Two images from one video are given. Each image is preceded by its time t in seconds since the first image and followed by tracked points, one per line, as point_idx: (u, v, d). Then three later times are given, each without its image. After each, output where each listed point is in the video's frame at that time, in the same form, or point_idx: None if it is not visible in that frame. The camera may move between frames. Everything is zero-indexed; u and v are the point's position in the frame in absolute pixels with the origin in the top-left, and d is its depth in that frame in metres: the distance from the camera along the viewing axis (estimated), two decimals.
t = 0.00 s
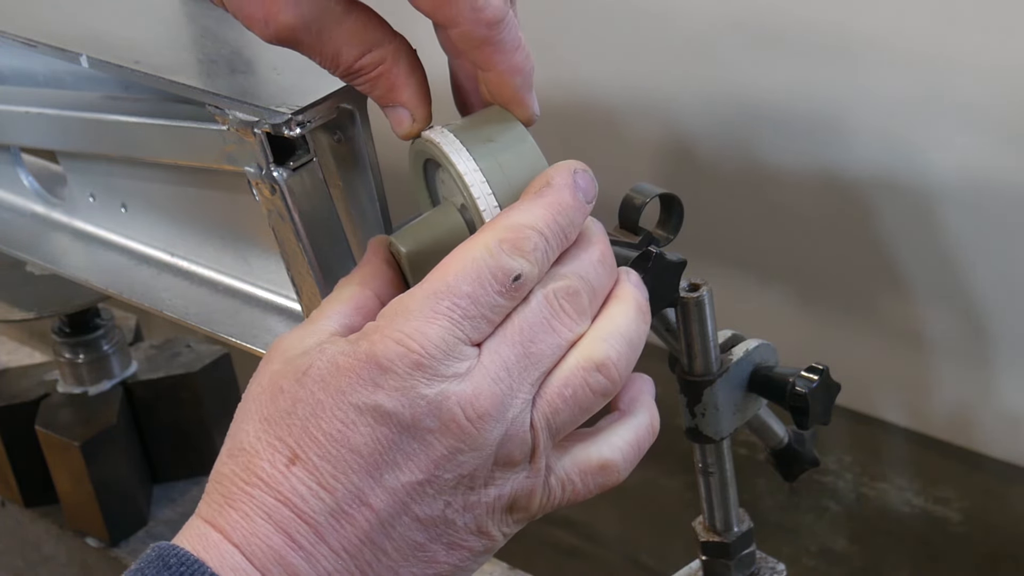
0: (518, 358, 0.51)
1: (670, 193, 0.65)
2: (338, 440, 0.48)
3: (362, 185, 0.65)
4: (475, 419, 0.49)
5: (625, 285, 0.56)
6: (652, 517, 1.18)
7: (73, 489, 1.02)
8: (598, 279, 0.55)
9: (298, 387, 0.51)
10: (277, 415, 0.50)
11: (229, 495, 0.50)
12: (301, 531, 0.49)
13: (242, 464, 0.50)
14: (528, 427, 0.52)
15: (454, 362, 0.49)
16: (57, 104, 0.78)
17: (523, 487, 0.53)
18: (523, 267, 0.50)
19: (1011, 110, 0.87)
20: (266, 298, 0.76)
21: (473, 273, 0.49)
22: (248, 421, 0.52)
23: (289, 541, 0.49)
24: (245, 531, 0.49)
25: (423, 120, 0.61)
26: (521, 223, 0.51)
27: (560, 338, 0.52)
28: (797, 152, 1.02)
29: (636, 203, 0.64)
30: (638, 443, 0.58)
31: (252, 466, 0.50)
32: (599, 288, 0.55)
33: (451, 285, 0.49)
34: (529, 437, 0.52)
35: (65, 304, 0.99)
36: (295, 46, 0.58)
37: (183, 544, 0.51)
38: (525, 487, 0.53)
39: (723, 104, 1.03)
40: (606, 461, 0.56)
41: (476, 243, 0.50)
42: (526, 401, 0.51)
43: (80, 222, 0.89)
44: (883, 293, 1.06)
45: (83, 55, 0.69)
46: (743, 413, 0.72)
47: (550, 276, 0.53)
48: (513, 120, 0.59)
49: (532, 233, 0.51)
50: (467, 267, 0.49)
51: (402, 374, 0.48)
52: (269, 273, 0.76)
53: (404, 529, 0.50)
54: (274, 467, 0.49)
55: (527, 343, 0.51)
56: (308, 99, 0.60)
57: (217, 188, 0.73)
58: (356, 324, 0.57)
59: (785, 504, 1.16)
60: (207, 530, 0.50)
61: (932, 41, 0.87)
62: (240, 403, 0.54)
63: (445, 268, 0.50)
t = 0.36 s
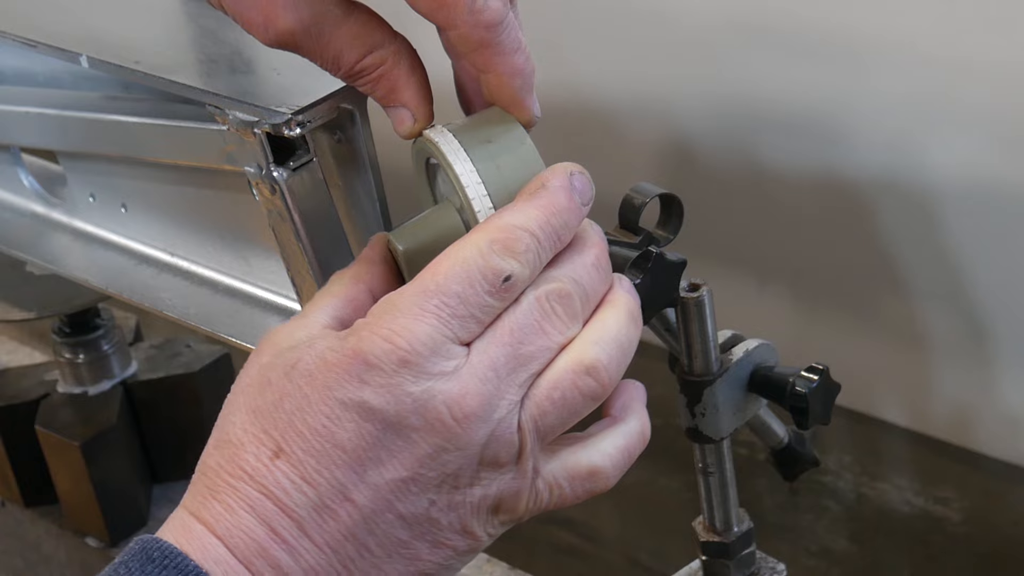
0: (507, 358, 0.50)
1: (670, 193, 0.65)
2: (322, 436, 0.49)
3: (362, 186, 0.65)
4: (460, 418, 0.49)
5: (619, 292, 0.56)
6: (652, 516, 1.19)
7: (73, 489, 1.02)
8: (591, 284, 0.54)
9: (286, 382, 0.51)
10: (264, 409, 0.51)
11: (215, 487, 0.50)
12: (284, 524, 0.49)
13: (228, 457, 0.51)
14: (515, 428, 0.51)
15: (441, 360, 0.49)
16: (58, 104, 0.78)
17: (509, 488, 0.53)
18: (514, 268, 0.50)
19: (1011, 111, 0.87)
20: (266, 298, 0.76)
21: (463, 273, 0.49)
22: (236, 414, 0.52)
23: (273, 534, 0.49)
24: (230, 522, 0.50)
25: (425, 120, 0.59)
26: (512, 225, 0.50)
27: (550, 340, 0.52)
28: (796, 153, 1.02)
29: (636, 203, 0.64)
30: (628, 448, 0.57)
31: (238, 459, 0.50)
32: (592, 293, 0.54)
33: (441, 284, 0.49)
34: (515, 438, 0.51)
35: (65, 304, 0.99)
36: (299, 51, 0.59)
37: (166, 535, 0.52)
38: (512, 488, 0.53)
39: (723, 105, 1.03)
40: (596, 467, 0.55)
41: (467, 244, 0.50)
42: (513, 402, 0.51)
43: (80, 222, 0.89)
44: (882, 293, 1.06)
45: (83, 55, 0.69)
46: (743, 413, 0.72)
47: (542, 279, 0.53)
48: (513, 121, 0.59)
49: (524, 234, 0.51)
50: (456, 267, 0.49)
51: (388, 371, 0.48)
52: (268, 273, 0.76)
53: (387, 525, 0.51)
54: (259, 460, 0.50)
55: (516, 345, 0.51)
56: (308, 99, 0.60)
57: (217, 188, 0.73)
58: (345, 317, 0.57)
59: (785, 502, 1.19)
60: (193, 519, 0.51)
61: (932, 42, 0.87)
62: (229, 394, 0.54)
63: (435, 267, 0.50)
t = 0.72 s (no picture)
0: (519, 348, 0.50)
1: (670, 193, 0.65)
2: (336, 427, 0.47)
3: (362, 185, 0.65)
4: (476, 407, 0.48)
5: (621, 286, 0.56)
6: (652, 516, 1.19)
7: (73, 488, 1.02)
8: (597, 276, 0.54)
9: (295, 374, 0.49)
10: (274, 403, 0.49)
11: (224, 482, 0.49)
12: (299, 519, 0.48)
13: (237, 451, 0.49)
14: (528, 418, 0.51)
15: (455, 348, 0.48)
16: (58, 104, 0.78)
17: (521, 478, 0.52)
18: (521, 259, 0.50)
19: (1012, 111, 0.87)
20: (266, 298, 0.76)
21: (473, 263, 0.49)
22: (243, 408, 0.51)
23: (287, 529, 0.48)
24: (242, 518, 0.48)
25: (424, 122, 0.60)
26: (517, 218, 0.50)
27: (559, 331, 0.52)
28: (796, 153, 1.02)
29: (636, 203, 0.64)
30: (637, 442, 0.57)
31: (249, 453, 0.49)
32: (597, 285, 0.54)
33: (451, 274, 0.49)
34: (529, 427, 0.50)
35: (65, 304, 0.99)
36: (298, 51, 0.59)
37: (177, 532, 0.49)
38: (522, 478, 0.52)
39: (724, 105, 1.03)
40: (606, 459, 0.55)
41: (473, 236, 0.50)
42: (526, 391, 0.50)
43: (80, 222, 0.89)
44: (883, 293, 1.06)
45: (83, 55, 0.69)
46: (743, 412, 0.72)
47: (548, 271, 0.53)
48: (513, 121, 0.59)
49: (529, 225, 0.51)
50: (465, 257, 0.49)
51: (403, 360, 0.47)
52: (268, 273, 0.76)
53: (403, 517, 0.49)
54: (271, 454, 0.48)
55: (528, 334, 0.50)
56: (308, 99, 0.60)
57: (217, 188, 0.73)
58: (341, 312, 0.56)
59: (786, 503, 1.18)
60: (202, 517, 0.49)
61: (932, 42, 0.87)
62: (233, 389, 0.53)
63: (444, 258, 0.49)
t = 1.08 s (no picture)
0: (540, 339, 0.50)
1: (670, 193, 0.65)
2: (366, 421, 0.47)
3: (362, 185, 0.65)
4: (505, 397, 0.48)
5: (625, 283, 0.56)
6: (652, 516, 1.19)
7: (73, 488, 1.02)
8: (610, 269, 0.55)
9: (319, 368, 0.49)
10: (298, 399, 0.49)
11: (250, 480, 0.48)
12: (328, 514, 0.47)
13: (261, 448, 0.49)
14: (551, 409, 0.51)
15: (481, 339, 0.48)
16: (57, 104, 0.78)
17: (542, 472, 0.52)
18: (540, 250, 0.50)
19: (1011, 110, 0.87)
20: (266, 298, 0.76)
21: (495, 255, 0.49)
22: (264, 405, 0.50)
23: (315, 525, 0.47)
24: (269, 515, 0.47)
25: (421, 126, 0.60)
26: (534, 210, 0.51)
27: (576, 324, 0.52)
28: (796, 152, 1.02)
29: (636, 203, 0.64)
30: (652, 439, 0.57)
31: (274, 450, 0.48)
32: (611, 279, 0.55)
33: (471, 265, 0.49)
34: (551, 419, 0.51)
35: (65, 304, 0.99)
36: (294, 53, 0.58)
37: (200, 529, 0.49)
38: (542, 472, 0.52)
39: (724, 106, 1.03)
40: (624, 454, 0.56)
41: (491, 227, 0.50)
42: (548, 382, 0.51)
43: (80, 222, 0.89)
44: (883, 293, 1.06)
45: (83, 55, 0.69)
46: (743, 412, 0.72)
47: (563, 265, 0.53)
48: (512, 120, 0.59)
49: (546, 217, 0.51)
50: (484, 249, 0.49)
51: (431, 351, 0.47)
52: (268, 272, 0.76)
53: (431, 511, 0.49)
54: (298, 450, 0.48)
55: (547, 326, 0.51)
56: (308, 99, 0.60)
57: (217, 188, 0.73)
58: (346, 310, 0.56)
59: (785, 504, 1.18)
60: (225, 516, 0.48)
61: (932, 42, 0.87)
62: (249, 388, 0.52)
63: (464, 250, 0.49)
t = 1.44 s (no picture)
0: (558, 325, 0.51)
1: (670, 193, 0.65)
2: (391, 405, 0.47)
3: (363, 186, 0.65)
4: (530, 377, 0.48)
5: (641, 286, 0.57)
6: (652, 516, 1.19)
7: (73, 488, 1.02)
8: (618, 261, 0.55)
9: (340, 355, 0.49)
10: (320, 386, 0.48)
11: (272, 469, 0.47)
12: (354, 502, 0.46)
13: (284, 437, 0.48)
14: (573, 395, 0.51)
15: (503, 321, 0.48)
16: (57, 104, 0.78)
17: (562, 459, 0.52)
18: (555, 236, 0.50)
19: (1011, 109, 0.87)
20: (266, 298, 0.76)
21: (513, 239, 0.49)
22: (283, 395, 0.49)
23: (340, 513, 0.46)
24: (294, 502, 0.46)
25: (420, 130, 0.59)
26: (548, 197, 0.51)
27: (589, 310, 0.53)
28: (796, 153, 1.02)
29: (635, 203, 0.64)
30: (667, 426, 0.58)
31: (296, 439, 0.48)
32: (619, 269, 0.55)
33: (490, 249, 0.49)
34: (572, 405, 0.51)
35: (65, 304, 0.99)
36: (292, 55, 0.58)
37: (221, 520, 0.47)
38: (562, 458, 0.52)
39: (724, 106, 1.03)
40: (644, 443, 0.56)
41: (506, 214, 0.50)
42: (568, 367, 0.51)
43: (80, 222, 0.89)
44: (883, 293, 1.06)
45: (83, 55, 0.69)
46: (743, 412, 0.72)
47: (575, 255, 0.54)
48: (513, 117, 0.59)
49: (559, 205, 0.51)
50: (502, 235, 0.49)
51: (455, 333, 0.47)
52: (268, 272, 0.76)
53: (456, 496, 0.49)
54: (322, 438, 0.47)
55: (564, 312, 0.51)
56: (308, 99, 0.60)
57: (217, 188, 0.73)
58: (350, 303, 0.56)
59: (784, 503, 1.17)
60: (247, 506, 0.47)
61: (932, 42, 0.87)
62: (262, 380, 0.51)
63: (481, 235, 0.49)
